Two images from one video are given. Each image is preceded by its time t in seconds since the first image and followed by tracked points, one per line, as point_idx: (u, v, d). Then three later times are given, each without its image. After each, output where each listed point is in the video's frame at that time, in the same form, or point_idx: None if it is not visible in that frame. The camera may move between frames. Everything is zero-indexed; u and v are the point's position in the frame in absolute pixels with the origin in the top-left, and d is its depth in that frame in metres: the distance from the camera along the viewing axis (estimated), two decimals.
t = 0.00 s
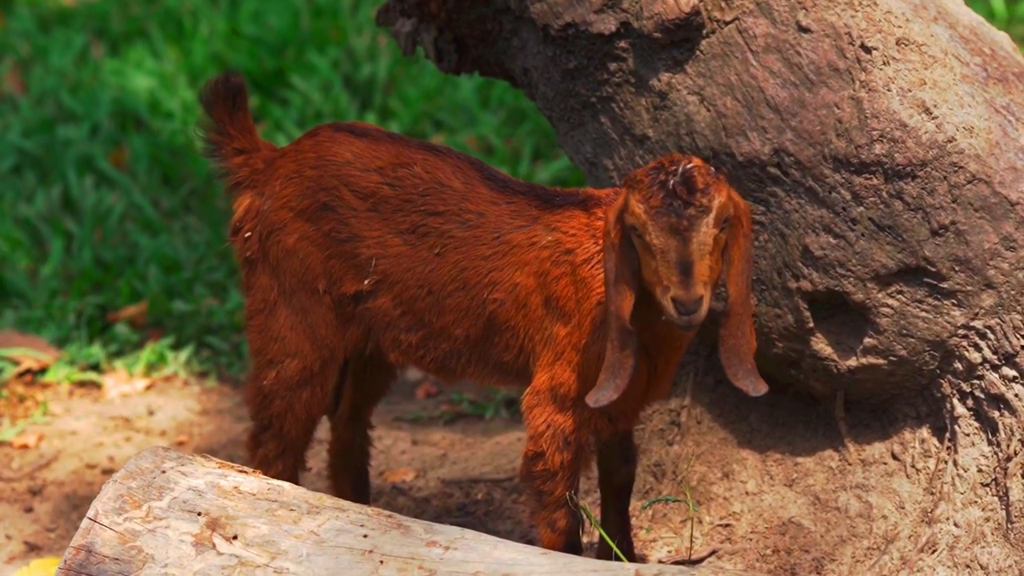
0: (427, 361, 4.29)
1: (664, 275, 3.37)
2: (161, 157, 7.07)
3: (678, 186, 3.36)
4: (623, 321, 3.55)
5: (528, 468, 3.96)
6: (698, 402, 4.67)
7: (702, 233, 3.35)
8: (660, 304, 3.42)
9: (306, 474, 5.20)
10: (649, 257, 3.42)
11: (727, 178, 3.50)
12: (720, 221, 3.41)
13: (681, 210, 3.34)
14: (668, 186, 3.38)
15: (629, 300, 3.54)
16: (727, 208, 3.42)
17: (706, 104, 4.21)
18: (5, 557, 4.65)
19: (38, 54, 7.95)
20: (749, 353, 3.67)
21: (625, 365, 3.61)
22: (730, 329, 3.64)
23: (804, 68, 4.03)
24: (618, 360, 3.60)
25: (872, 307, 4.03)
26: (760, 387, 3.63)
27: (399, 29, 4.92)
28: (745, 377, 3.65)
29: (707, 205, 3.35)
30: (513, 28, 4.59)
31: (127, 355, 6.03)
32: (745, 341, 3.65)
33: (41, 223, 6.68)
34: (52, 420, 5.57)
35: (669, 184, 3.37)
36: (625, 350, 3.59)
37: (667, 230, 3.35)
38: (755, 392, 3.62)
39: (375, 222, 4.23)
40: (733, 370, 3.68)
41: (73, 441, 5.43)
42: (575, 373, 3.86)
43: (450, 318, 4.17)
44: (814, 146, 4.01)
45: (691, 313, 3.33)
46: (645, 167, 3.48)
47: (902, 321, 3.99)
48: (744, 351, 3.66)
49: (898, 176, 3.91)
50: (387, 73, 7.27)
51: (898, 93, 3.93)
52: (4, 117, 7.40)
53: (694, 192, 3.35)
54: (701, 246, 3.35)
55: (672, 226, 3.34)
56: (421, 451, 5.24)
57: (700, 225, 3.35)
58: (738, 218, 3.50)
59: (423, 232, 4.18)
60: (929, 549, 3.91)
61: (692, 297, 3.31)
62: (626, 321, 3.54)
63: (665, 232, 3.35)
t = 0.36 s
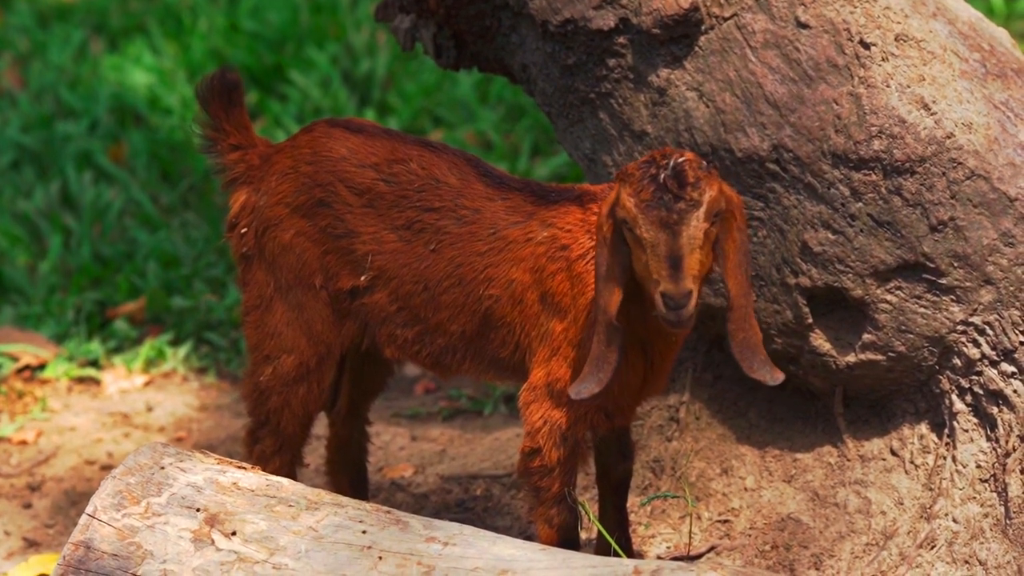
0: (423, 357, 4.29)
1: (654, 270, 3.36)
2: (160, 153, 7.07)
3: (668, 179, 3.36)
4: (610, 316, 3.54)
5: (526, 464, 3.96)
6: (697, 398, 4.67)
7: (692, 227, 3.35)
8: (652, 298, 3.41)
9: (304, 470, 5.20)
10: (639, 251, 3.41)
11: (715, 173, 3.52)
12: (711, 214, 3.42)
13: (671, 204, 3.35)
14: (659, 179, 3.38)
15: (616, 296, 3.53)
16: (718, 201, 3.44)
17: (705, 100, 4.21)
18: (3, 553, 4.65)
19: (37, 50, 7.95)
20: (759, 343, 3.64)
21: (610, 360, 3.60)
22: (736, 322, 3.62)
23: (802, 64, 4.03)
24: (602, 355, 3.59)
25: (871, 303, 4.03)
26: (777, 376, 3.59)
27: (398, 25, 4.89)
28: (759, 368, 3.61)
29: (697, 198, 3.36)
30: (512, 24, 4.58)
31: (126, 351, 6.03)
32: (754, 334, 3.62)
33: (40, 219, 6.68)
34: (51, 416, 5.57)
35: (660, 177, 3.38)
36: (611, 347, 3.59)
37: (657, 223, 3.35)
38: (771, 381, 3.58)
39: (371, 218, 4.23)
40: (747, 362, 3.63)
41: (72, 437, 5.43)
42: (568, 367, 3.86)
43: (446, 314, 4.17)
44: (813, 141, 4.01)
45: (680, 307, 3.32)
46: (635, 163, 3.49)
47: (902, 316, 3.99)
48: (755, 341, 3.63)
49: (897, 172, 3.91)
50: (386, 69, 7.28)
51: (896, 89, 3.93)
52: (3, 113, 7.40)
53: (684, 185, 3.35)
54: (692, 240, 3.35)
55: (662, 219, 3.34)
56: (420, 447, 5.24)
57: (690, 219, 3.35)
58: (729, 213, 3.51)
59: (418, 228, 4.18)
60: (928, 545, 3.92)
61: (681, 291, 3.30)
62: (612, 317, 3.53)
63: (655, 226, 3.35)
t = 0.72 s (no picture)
0: (421, 354, 4.29)
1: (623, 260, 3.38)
2: (160, 149, 7.07)
3: (643, 172, 3.37)
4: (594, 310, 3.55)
5: (525, 460, 3.97)
6: (696, 394, 4.66)
7: (661, 222, 3.35)
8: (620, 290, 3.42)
9: (303, 466, 5.20)
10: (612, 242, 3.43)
11: (704, 172, 3.49)
12: (684, 212, 3.40)
13: (642, 197, 3.35)
14: (635, 172, 3.39)
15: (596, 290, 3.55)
16: (695, 199, 3.41)
17: (705, 96, 4.20)
18: (3, 549, 4.65)
19: (37, 46, 7.95)
20: (725, 346, 3.59)
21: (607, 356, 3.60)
22: (704, 322, 3.55)
23: (802, 61, 4.03)
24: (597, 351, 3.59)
25: (871, 299, 4.03)
26: (732, 381, 3.57)
27: (398, 21, 4.93)
28: (719, 371, 3.59)
29: (669, 194, 3.35)
30: (512, 20, 4.58)
31: (125, 347, 6.03)
32: (721, 337, 3.57)
33: (40, 215, 6.68)
34: (51, 412, 5.57)
35: (636, 170, 3.39)
36: (588, 349, 3.63)
37: (626, 215, 3.36)
38: (725, 385, 3.57)
39: (369, 215, 4.22)
40: (708, 363, 3.60)
41: (72, 433, 5.43)
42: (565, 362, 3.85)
43: (445, 311, 4.17)
44: (813, 138, 4.01)
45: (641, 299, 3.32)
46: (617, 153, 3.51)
47: (901, 313, 3.98)
48: (721, 344, 3.58)
49: (897, 169, 3.91)
50: (386, 65, 7.28)
51: (896, 85, 3.93)
52: (3, 109, 7.40)
53: (658, 180, 3.35)
54: (659, 234, 3.35)
55: (631, 211, 3.34)
56: (419, 443, 5.24)
57: (659, 214, 3.35)
58: (711, 213, 3.48)
59: (417, 225, 4.18)
60: (927, 541, 3.93)
61: (641, 284, 3.31)
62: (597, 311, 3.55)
63: (625, 217, 3.36)
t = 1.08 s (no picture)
0: (424, 352, 4.28)
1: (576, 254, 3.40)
2: (160, 146, 7.07)
3: (598, 169, 3.39)
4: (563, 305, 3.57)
5: (526, 458, 3.98)
6: (695, 392, 4.66)
7: (607, 219, 3.35)
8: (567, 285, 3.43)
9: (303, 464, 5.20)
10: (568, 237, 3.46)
11: (671, 176, 3.45)
12: (634, 211, 3.37)
13: (592, 192, 3.37)
14: (592, 168, 3.42)
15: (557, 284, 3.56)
16: (648, 199, 3.38)
17: (705, 93, 4.20)
18: (2, 547, 4.64)
19: (36, 43, 7.94)
20: (679, 349, 3.47)
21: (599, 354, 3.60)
22: (656, 322, 3.45)
23: (802, 58, 4.03)
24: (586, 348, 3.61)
25: (870, 297, 4.02)
26: (677, 383, 3.44)
27: (398, 19, 4.98)
28: (670, 375, 3.46)
29: (617, 191, 3.36)
30: (511, 17, 4.57)
31: (125, 345, 6.03)
32: (676, 342, 3.46)
33: (39, 213, 6.68)
34: (50, 410, 5.58)
35: (594, 166, 3.41)
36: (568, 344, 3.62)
37: (576, 210, 3.38)
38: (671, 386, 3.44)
39: (370, 213, 4.22)
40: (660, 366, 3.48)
41: (71, 431, 5.43)
42: (561, 359, 3.85)
43: (448, 309, 4.15)
44: (813, 135, 4.00)
45: (579, 293, 3.32)
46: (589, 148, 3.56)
47: (901, 310, 3.98)
48: (674, 345, 3.46)
49: (896, 166, 3.91)
50: (386, 62, 7.29)
51: (896, 83, 3.93)
52: (3, 107, 7.40)
53: (609, 176, 3.37)
54: (603, 231, 3.35)
55: (579, 206, 3.37)
56: (418, 441, 5.24)
57: (606, 211, 3.36)
58: (671, 216, 3.42)
59: (420, 223, 4.17)
60: (927, 539, 3.93)
61: (578, 278, 3.31)
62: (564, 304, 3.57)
63: (575, 211, 3.39)
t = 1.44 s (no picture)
0: (427, 349, 4.27)
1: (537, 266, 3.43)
2: (159, 143, 7.06)
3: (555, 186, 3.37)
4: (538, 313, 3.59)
5: (524, 455, 3.98)
6: (695, 390, 4.68)
7: (560, 239, 3.35)
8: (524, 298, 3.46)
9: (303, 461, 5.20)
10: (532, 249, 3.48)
11: (635, 194, 3.39)
12: (586, 230, 3.36)
13: (546, 211, 3.36)
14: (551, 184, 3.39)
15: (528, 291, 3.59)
16: (603, 219, 3.35)
17: (705, 91, 4.19)
18: (2, 544, 4.64)
19: (36, 40, 7.93)
20: (625, 367, 3.49)
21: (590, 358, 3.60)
22: (606, 337, 3.46)
23: (802, 56, 4.03)
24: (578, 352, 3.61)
25: (870, 294, 4.02)
26: (614, 402, 3.48)
27: (398, 17, 4.99)
28: (613, 392, 3.49)
29: (570, 211, 3.34)
30: (511, 15, 4.57)
31: (125, 342, 6.03)
32: (623, 360, 3.47)
33: (39, 210, 6.68)
34: (50, 407, 5.58)
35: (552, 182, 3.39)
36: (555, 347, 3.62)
37: (532, 227, 3.39)
38: (608, 404, 3.49)
39: (373, 211, 4.21)
40: (605, 381, 3.51)
41: (71, 427, 5.43)
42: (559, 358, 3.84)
43: (450, 306, 4.13)
44: (813, 133, 4.00)
45: (528, 312, 3.36)
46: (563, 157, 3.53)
47: (901, 308, 3.98)
48: (621, 362, 3.48)
49: (896, 164, 3.91)
50: (386, 60, 7.29)
51: (896, 81, 3.93)
52: (2, 104, 7.39)
53: (564, 195, 3.35)
54: (555, 250, 3.35)
55: (533, 224, 3.37)
56: (419, 438, 5.25)
57: (558, 230, 3.35)
58: (630, 235, 3.38)
59: (423, 221, 4.16)
60: (927, 537, 3.93)
61: (528, 297, 3.35)
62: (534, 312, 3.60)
63: (531, 228, 3.40)
